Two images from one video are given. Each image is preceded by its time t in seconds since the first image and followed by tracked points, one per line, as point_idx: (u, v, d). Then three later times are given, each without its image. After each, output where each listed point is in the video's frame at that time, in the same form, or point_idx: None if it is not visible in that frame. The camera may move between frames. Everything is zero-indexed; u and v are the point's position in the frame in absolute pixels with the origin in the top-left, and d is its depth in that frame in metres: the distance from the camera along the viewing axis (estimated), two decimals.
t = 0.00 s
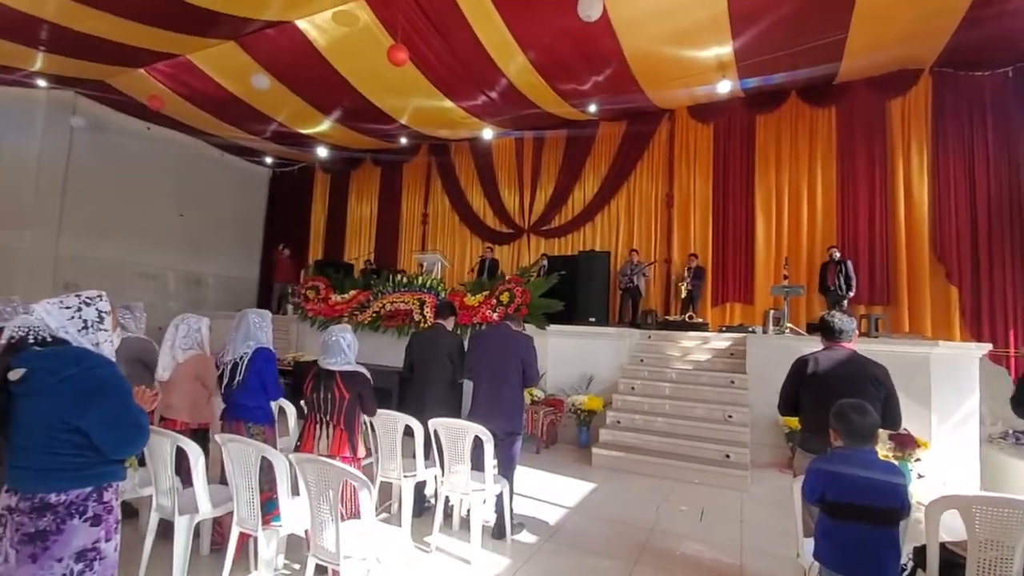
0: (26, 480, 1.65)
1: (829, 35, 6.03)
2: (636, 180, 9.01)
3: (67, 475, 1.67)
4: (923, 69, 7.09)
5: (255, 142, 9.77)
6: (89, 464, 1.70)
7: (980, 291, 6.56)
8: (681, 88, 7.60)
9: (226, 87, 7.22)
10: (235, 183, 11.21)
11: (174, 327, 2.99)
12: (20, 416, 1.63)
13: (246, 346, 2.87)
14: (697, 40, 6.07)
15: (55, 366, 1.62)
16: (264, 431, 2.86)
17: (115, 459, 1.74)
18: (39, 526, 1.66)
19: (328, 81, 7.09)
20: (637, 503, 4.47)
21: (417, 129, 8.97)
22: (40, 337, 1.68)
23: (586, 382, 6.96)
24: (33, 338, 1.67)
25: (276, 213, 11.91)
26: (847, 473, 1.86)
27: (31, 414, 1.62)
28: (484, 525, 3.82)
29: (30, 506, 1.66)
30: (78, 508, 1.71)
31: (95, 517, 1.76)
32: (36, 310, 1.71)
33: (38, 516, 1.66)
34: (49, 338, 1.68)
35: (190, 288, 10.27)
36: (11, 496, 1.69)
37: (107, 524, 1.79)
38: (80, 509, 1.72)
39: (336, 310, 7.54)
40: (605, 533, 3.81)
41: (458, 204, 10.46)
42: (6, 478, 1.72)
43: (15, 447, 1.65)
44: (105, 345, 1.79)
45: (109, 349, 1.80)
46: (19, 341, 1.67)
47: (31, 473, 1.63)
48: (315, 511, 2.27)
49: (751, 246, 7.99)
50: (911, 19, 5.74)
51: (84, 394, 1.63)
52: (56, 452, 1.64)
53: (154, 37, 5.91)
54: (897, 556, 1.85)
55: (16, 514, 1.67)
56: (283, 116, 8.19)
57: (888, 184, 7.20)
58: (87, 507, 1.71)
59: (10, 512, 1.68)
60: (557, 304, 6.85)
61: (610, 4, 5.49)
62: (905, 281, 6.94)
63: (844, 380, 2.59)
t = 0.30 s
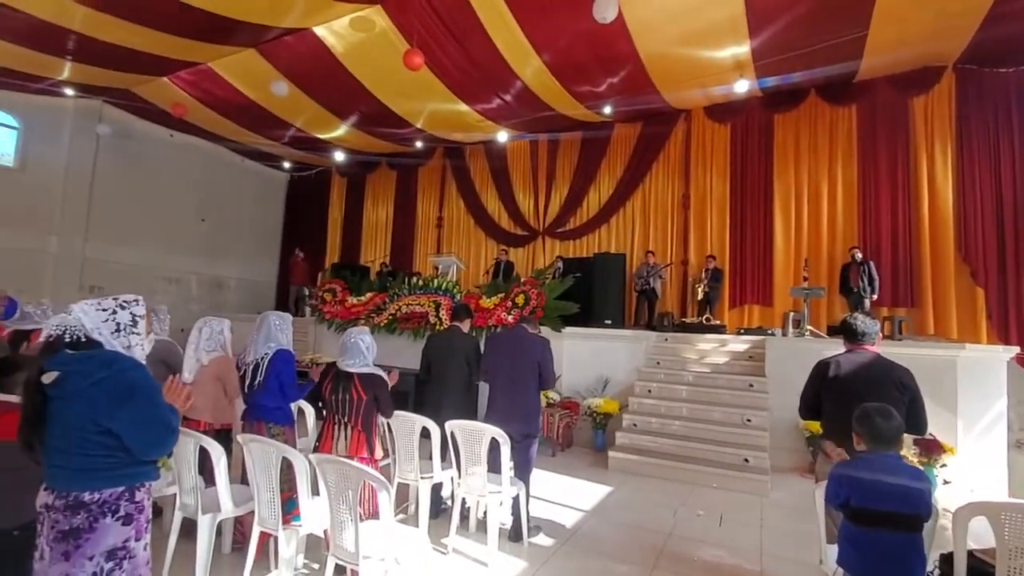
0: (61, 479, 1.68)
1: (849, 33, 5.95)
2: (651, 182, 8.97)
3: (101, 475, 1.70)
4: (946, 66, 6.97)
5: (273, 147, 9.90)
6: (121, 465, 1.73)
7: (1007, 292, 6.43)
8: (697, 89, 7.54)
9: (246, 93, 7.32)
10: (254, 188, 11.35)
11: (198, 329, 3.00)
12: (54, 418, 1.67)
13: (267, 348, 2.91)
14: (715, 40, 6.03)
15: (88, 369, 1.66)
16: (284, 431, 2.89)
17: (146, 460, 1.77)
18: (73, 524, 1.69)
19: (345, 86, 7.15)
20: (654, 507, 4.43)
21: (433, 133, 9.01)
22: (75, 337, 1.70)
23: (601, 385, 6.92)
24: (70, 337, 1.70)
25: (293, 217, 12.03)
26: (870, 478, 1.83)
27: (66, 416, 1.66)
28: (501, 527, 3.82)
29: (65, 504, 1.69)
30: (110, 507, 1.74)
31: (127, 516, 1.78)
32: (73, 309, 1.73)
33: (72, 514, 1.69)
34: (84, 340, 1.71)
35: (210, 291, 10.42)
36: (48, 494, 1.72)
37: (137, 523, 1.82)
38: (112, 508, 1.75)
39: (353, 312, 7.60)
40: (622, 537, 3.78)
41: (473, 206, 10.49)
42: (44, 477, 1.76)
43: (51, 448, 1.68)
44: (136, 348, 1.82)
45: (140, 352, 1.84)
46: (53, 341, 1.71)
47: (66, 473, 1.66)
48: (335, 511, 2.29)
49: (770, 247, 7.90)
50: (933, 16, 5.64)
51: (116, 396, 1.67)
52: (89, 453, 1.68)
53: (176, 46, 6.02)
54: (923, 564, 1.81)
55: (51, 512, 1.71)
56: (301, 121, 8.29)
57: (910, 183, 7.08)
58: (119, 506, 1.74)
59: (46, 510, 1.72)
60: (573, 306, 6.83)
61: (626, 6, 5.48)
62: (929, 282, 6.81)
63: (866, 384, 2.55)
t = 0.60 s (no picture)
0: (91, 480, 1.72)
1: (867, 31, 5.88)
2: (666, 183, 8.92)
3: (128, 477, 1.73)
4: (968, 63, 6.84)
5: (290, 152, 10.01)
6: (148, 466, 1.75)
7: None
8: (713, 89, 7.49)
9: (264, 99, 7.43)
10: (271, 192, 11.48)
11: (218, 332, 3.05)
12: (80, 422, 1.70)
13: (286, 350, 2.94)
14: (730, 40, 5.99)
15: (111, 374, 1.69)
16: (303, 433, 2.91)
17: (172, 461, 1.79)
18: (103, 524, 1.73)
19: (360, 92, 7.22)
20: (671, 511, 4.40)
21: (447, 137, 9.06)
22: (108, 335, 1.76)
23: (617, 387, 6.89)
24: (104, 333, 1.75)
25: (310, 221, 12.15)
26: (895, 482, 1.80)
27: (91, 419, 1.69)
28: (517, 530, 3.82)
29: (95, 504, 1.73)
30: (138, 508, 1.77)
31: (154, 518, 1.81)
32: (112, 308, 1.81)
33: (102, 514, 1.73)
34: (114, 339, 1.76)
35: (229, 294, 10.56)
36: (81, 494, 1.77)
37: (165, 525, 1.84)
38: (140, 509, 1.77)
39: (369, 315, 7.66)
40: (639, 541, 3.76)
41: (487, 209, 10.51)
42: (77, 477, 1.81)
43: (79, 450, 1.72)
44: (162, 355, 1.87)
45: (165, 359, 1.89)
46: (88, 340, 1.74)
47: (94, 474, 1.70)
48: (353, 512, 2.30)
49: (789, 248, 7.81)
50: (955, 13, 5.55)
51: (138, 400, 1.69)
52: (116, 455, 1.70)
53: (196, 54, 6.12)
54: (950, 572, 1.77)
55: (84, 511, 1.75)
56: (318, 127, 8.38)
57: (932, 183, 6.96)
58: (147, 507, 1.76)
59: (79, 510, 1.77)
60: (588, 309, 6.80)
61: (640, 7, 5.46)
62: (952, 283, 6.68)
63: (889, 388, 2.51)
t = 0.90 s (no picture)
0: (122, 480, 1.76)
1: (887, 28, 5.79)
2: (681, 184, 8.86)
3: (157, 477, 1.75)
4: (991, 59, 6.70)
5: (306, 156, 10.10)
6: (176, 468, 1.78)
7: None
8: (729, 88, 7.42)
9: (281, 104, 7.51)
10: (289, 196, 11.61)
11: (238, 335, 3.08)
12: (113, 423, 1.73)
13: (305, 352, 2.96)
14: (747, 39, 5.93)
15: (141, 376, 1.70)
16: (321, 433, 2.94)
17: (200, 462, 1.81)
18: (132, 524, 1.76)
19: (376, 96, 7.27)
20: (689, 515, 4.36)
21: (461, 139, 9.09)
22: (137, 338, 1.79)
23: (632, 390, 6.84)
24: (133, 336, 1.79)
25: (326, 224, 12.26)
26: (924, 488, 1.77)
27: (122, 421, 1.71)
28: (533, 533, 3.80)
29: (125, 504, 1.76)
30: (166, 509, 1.79)
31: (182, 518, 1.83)
32: (142, 312, 1.86)
33: (131, 513, 1.76)
34: (143, 342, 1.79)
35: (247, 296, 10.68)
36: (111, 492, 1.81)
37: (192, 525, 1.86)
38: (168, 509, 1.80)
39: (384, 317, 7.70)
40: (657, 546, 3.72)
41: (501, 211, 10.51)
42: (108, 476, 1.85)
43: (111, 450, 1.76)
44: (189, 357, 1.92)
45: (193, 361, 1.95)
46: (119, 343, 1.76)
47: (125, 474, 1.73)
48: (371, 512, 2.31)
49: (808, 249, 7.71)
50: (978, 7, 5.44)
51: (167, 403, 1.70)
52: (146, 457, 1.73)
53: (216, 61, 6.21)
54: None
55: (114, 511, 1.79)
56: (333, 131, 8.45)
57: (955, 182, 6.82)
58: (175, 508, 1.79)
59: (110, 509, 1.81)
60: (604, 310, 6.78)
61: (654, 8, 5.44)
62: (977, 284, 6.53)
63: (915, 391, 2.46)
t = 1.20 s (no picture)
0: (154, 477, 1.77)
1: (908, 21, 5.68)
2: (697, 182, 8.78)
3: (190, 475, 1.77)
4: (1016, 52, 6.55)
5: (322, 159, 10.19)
6: (207, 466, 1.80)
7: None
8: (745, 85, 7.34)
9: (297, 107, 7.59)
10: (305, 198, 11.73)
11: (258, 335, 3.10)
12: (149, 421, 1.75)
13: (324, 352, 2.98)
14: (763, 35, 5.86)
15: (179, 374, 1.73)
16: (340, 432, 2.96)
17: (230, 461, 1.83)
18: (164, 521, 1.78)
19: (390, 99, 7.31)
20: (707, 516, 4.32)
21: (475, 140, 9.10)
22: (175, 338, 1.81)
23: (649, 390, 6.80)
24: (171, 336, 1.82)
25: (341, 225, 12.35)
26: (955, 490, 1.73)
27: (159, 419, 1.73)
28: (550, 532, 3.79)
29: (157, 501, 1.78)
30: (198, 506, 1.82)
31: (212, 515, 1.86)
32: (178, 312, 1.89)
33: (163, 510, 1.78)
34: (181, 342, 1.82)
35: (265, 298, 10.80)
36: (140, 491, 1.82)
37: (221, 522, 1.89)
38: (200, 506, 1.83)
39: (399, 317, 7.74)
40: (675, 547, 3.69)
41: (515, 211, 10.51)
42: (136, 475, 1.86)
43: (144, 448, 1.77)
44: (223, 357, 1.94)
45: (226, 362, 1.96)
46: (157, 342, 1.80)
47: (159, 472, 1.75)
48: (391, 511, 2.32)
49: (827, 247, 7.60)
50: None
51: (203, 401, 1.73)
52: (180, 454, 1.75)
53: (234, 66, 6.28)
54: None
55: (144, 508, 1.80)
56: (349, 134, 8.51)
57: (980, 177, 6.67)
58: (206, 504, 1.81)
59: (139, 507, 1.82)
60: (619, 310, 6.75)
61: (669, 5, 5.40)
62: (1003, 282, 6.39)
63: (942, 391, 2.41)
